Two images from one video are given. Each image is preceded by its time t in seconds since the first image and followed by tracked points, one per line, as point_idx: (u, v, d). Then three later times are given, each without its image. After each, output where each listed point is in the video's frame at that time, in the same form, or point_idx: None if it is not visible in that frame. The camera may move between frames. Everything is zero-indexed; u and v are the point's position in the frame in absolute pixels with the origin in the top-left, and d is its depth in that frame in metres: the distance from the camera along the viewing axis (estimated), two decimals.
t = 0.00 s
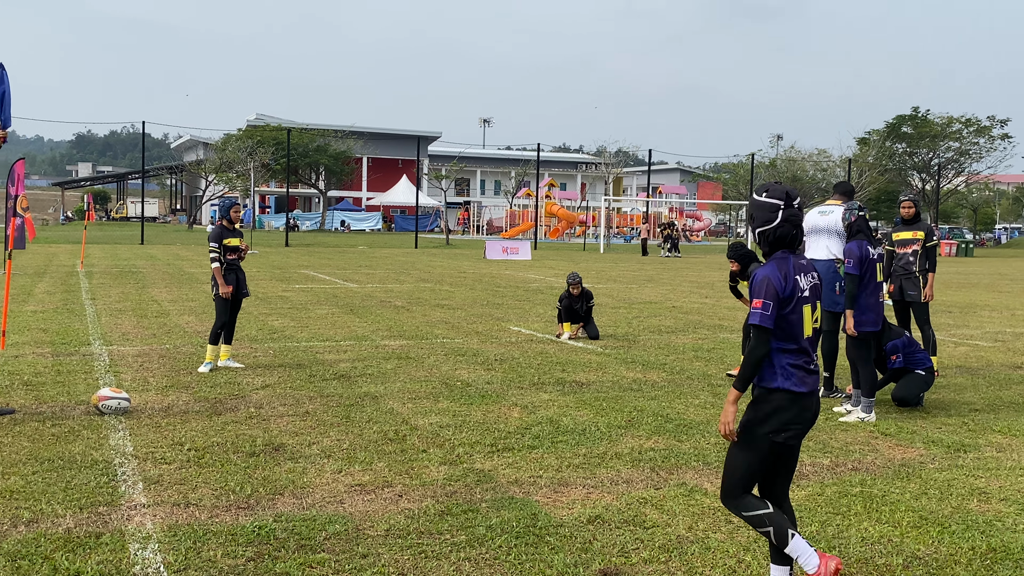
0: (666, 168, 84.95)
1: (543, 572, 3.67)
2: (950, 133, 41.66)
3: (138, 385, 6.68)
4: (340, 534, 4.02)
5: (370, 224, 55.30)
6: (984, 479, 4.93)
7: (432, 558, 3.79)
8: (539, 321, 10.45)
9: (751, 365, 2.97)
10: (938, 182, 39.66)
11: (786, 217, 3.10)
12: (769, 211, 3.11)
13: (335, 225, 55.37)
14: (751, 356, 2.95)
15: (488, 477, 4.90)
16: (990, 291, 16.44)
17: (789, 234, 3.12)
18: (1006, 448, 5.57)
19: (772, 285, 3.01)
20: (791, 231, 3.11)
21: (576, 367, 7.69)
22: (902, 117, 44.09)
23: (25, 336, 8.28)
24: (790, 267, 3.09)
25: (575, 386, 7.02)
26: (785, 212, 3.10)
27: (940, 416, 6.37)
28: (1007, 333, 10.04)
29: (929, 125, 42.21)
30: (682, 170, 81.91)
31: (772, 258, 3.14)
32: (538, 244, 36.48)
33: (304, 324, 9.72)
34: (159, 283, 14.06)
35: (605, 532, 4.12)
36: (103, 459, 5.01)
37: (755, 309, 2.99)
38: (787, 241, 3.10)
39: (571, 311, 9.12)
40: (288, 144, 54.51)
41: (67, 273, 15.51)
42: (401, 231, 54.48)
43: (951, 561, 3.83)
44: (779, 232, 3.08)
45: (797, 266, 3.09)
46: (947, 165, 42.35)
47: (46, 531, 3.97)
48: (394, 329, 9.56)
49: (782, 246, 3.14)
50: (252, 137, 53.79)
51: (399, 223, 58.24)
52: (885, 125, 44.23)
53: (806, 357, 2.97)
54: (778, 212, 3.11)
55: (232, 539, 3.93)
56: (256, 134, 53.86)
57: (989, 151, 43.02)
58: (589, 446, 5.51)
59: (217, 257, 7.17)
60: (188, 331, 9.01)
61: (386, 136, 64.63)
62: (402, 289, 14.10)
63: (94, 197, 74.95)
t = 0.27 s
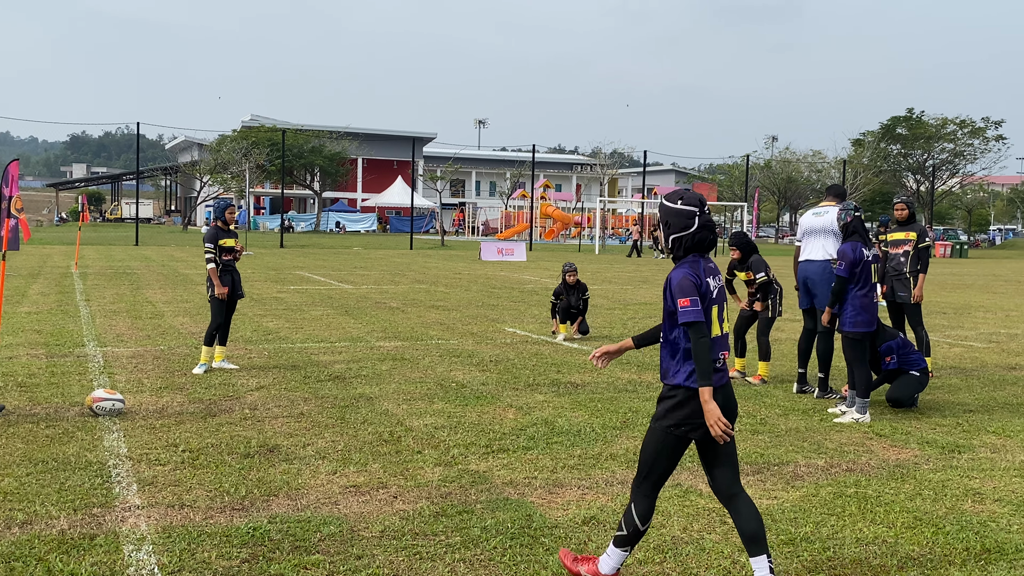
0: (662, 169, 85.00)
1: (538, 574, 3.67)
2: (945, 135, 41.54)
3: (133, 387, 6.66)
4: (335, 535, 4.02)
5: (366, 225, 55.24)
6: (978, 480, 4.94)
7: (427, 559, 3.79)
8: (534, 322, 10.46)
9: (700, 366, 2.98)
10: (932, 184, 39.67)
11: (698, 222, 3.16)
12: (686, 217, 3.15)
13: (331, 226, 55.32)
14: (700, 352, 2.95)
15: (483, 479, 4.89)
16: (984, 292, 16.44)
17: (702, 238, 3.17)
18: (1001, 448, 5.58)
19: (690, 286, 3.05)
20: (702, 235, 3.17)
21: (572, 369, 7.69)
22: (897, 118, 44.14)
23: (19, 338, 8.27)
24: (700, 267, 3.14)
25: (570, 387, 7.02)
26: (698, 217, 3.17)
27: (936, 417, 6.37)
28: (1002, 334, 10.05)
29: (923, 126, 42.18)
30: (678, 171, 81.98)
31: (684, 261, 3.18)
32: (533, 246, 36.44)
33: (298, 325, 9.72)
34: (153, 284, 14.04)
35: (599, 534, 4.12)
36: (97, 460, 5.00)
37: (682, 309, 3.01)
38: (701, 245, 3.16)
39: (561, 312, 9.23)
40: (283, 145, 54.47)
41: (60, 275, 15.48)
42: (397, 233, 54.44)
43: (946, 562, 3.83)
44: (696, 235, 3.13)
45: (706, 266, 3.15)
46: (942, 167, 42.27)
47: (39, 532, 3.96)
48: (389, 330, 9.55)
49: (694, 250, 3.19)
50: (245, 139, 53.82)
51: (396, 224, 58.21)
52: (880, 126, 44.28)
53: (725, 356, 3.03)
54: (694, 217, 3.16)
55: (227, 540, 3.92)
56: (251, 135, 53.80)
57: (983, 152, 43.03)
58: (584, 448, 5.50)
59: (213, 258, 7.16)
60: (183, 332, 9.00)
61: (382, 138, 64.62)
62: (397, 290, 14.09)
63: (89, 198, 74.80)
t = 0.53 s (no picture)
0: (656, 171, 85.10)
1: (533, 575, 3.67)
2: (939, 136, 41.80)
3: (127, 388, 6.65)
4: (330, 537, 4.01)
5: (362, 226, 55.17)
6: (973, 481, 4.95)
7: (422, 561, 3.79)
8: (529, 324, 10.46)
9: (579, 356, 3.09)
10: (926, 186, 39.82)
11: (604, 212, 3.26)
12: (592, 208, 3.24)
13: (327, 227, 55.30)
14: (579, 346, 3.06)
15: (478, 480, 4.89)
16: (977, 293, 16.51)
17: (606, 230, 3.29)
18: (995, 449, 5.59)
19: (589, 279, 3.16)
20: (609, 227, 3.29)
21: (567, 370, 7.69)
22: (891, 120, 44.30)
23: (12, 340, 8.24)
24: (606, 259, 3.25)
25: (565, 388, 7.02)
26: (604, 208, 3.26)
27: (930, 418, 6.39)
28: (995, 335, 10.09)
29: (918, 127, 42.63)
30: (672, 173, 82.09)
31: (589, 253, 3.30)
32: (528, 247, 36.47)
33: (293, 327, 9.71)
34: (147, 286, 14.02)
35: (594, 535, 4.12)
36: (91, 462, 4.99)
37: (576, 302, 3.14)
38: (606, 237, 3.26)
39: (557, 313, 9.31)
40: (278, 146, 54.49)
41: (54, 276, 15.44)
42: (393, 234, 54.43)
43: (940, 563, 3.84)
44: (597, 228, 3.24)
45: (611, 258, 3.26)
46: (936, 168, 42.50)
47: (33, 534, 3.95)
48: (384, 331, 9.55)
49: (600, 241, 3.31)
50: (240, 140, 53.80)
51: (392, 226, 58.20)
52: (875, 128, 44.43)
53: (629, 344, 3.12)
54: (600, 209, 3.26)
55: (221, 542, 3.91)
56: (246, 137, 53.82)
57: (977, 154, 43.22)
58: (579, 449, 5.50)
59: (208, 259, 7.14)
60: (177, 334, 8.98)
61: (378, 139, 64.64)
62: (392, 292, 14.09)
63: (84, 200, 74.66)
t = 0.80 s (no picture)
0: (652, 171, 85.09)
1: None
2: (933, 137, 41.92)
3: (122, 390, 6.64)
4: (325, 538, 4.01)
5: (355, 228, 55.05)
6: (967, 482, 4.96)
7: (417, 562, 3.79)
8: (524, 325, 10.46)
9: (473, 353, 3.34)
10: (921, 187, 39.90)
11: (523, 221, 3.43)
12: (513, 217, 3.42)
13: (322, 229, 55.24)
14: (474, 343, 3.29)
15: (473, 482, 4.90)
16: (970, 294, 16.54)
17: (524, 239, 3.46)
18: (989, 450, 5.61)
19: (502, 285, 3.37)
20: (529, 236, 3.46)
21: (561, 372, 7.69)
22: (885, 122, 44.41)
23: (6, 341, 8.23)
24: (523, 267, 3.43)
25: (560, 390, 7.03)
26: (525, 218, 3.43)
27: (924, 419, 6.40)
28: (990, 336, 10.11)
29: (912, 129, 42.45)
30: (667, 174, 82.08)
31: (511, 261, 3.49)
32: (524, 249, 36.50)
33: (288, 328, 9.70)
34: (142, 287, 14.01)
35: (589, 536, 4.13)
36: (86, 464, 4.98)
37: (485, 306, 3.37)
38: (523, 245, 3.43)
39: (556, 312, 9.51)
40: (272, 147, 54.45)
41: (49, 278, 15.42)
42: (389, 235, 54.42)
43: (934, 563, 3.85)
44: (513, 237, 3.41)
45: (530, 266, 3.43)
46: (930, 169, 42.60)
47: (28, 536, 3.94)
48: (379, 333, 9.55)
49: (521, 249, 3.49)
50: (235, 142, 53.75)
51: (388, 227, 58.19)
52: (869, 129, 44.53)
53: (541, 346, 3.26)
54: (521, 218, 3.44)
55: (216, 544, 3.91)
56: (240, 138, 53.86)
57: (972, 155, 43.33)
58: (574, 450, 5.51)
59: (203, 261, 7.14)
60: (172, 336, 8.97)
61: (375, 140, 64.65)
62: (387, 293, 14.09)
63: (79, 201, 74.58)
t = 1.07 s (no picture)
0: (647, 173, 85.17)
1: None
2: (928, 139, 41.99)
3: (118, 393, 6.63)
4: (321, 541, 4.01)
5: (351, 229, 54.90)
6: (962, 483, 4.97)
7: (413, 564, 3.79)
8: (520, 327, 10.48)
9: (423, 343, 3.50)
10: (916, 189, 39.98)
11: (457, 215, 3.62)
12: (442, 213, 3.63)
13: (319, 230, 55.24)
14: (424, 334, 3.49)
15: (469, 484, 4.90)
16: (965, 296, 16.60)
17: (458, 232, 3.65)
18: (983, 451, 5.62)
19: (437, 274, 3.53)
20: (463, 229, 3.65)
21: (557, 373, 7.70)
22: (881, 123, 44.50)
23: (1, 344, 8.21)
24: (458, 258, 3.60)
25: (556, 391, 7.03)
26: (451, 212, 3.65)
27: (920, 420, 6.41)
28: (985, 338, 10.14)
29: (907, 131, 42.62)
30: (663, 176, 82.13)
31: (445, 253, 3.67)
32: (520, 251, 36.52)
33: (284, 330, 9.69)
34: (137, 289, 13.99)
35: (585, 538, 4.13)
36: (81, 466, 4.98)
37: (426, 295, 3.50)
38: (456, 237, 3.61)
39: (551, 313, 9.63)
40: (268, 149, 54.43)
41: (45, 280, 15.41)
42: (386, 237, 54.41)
43: (929, 565, 3.86)
44: (444, 230, 3.59)
45: (464, 258, 3.62)
46: (926, 171, 42.67)
47: (23, 539, 3.94)
48: (374, 335, 9.55)
49: (457, 242, 3.67)
50: (231, 143, 53.72)
51: (385, 228, 58.20)
52: (865, 131, 44.62)
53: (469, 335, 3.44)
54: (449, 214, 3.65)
55: (212, 546, 3.91)
56: (236, 140, 53.87)
57: (967, 157, 43.41)
58: (570, 452, 5.51)
59: (200, 262, 7.13)
60: (168, 338, 8.96)
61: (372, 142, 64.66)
62: (383, 295, 14.10)
63: (74, 203, 74.48)
